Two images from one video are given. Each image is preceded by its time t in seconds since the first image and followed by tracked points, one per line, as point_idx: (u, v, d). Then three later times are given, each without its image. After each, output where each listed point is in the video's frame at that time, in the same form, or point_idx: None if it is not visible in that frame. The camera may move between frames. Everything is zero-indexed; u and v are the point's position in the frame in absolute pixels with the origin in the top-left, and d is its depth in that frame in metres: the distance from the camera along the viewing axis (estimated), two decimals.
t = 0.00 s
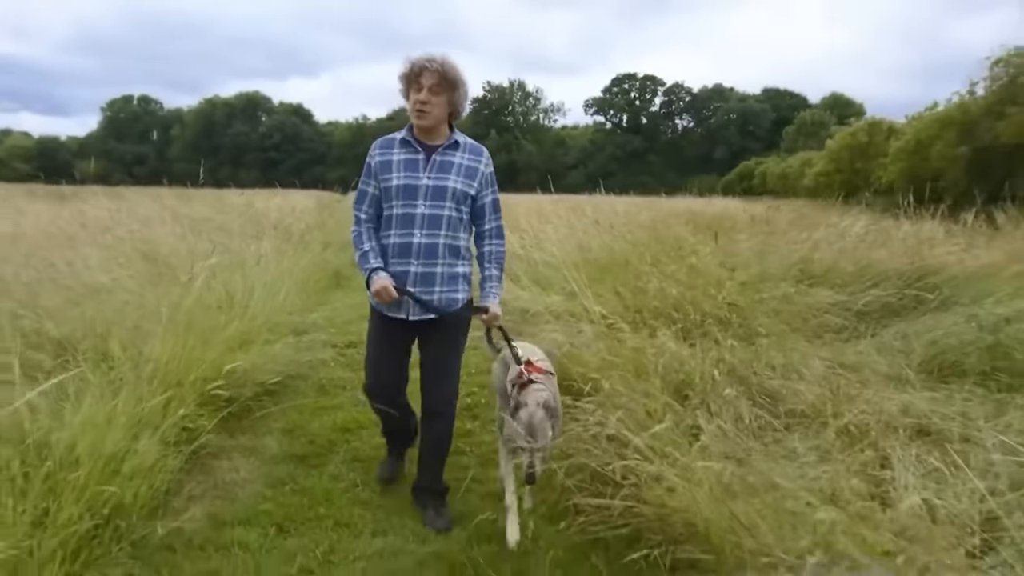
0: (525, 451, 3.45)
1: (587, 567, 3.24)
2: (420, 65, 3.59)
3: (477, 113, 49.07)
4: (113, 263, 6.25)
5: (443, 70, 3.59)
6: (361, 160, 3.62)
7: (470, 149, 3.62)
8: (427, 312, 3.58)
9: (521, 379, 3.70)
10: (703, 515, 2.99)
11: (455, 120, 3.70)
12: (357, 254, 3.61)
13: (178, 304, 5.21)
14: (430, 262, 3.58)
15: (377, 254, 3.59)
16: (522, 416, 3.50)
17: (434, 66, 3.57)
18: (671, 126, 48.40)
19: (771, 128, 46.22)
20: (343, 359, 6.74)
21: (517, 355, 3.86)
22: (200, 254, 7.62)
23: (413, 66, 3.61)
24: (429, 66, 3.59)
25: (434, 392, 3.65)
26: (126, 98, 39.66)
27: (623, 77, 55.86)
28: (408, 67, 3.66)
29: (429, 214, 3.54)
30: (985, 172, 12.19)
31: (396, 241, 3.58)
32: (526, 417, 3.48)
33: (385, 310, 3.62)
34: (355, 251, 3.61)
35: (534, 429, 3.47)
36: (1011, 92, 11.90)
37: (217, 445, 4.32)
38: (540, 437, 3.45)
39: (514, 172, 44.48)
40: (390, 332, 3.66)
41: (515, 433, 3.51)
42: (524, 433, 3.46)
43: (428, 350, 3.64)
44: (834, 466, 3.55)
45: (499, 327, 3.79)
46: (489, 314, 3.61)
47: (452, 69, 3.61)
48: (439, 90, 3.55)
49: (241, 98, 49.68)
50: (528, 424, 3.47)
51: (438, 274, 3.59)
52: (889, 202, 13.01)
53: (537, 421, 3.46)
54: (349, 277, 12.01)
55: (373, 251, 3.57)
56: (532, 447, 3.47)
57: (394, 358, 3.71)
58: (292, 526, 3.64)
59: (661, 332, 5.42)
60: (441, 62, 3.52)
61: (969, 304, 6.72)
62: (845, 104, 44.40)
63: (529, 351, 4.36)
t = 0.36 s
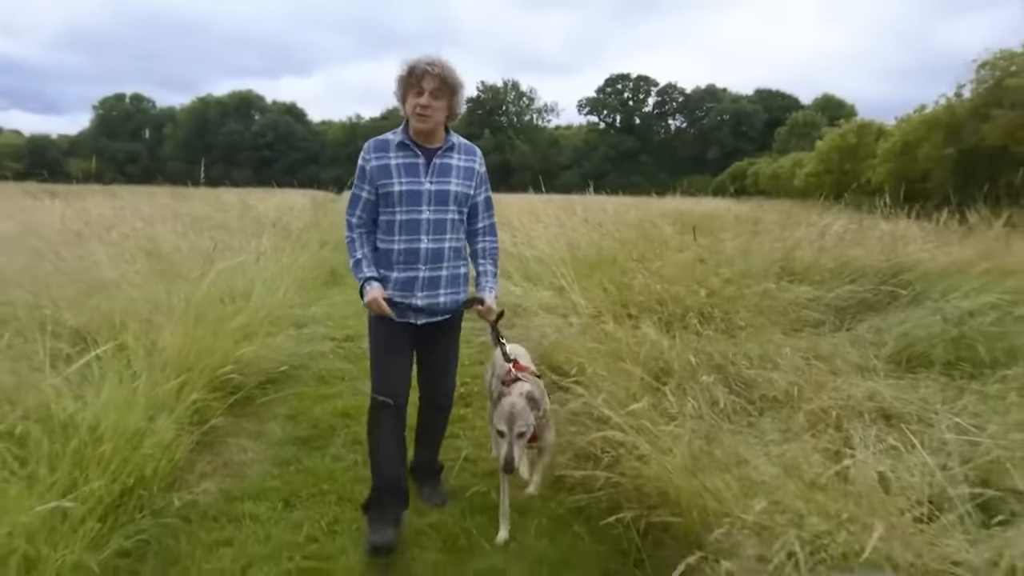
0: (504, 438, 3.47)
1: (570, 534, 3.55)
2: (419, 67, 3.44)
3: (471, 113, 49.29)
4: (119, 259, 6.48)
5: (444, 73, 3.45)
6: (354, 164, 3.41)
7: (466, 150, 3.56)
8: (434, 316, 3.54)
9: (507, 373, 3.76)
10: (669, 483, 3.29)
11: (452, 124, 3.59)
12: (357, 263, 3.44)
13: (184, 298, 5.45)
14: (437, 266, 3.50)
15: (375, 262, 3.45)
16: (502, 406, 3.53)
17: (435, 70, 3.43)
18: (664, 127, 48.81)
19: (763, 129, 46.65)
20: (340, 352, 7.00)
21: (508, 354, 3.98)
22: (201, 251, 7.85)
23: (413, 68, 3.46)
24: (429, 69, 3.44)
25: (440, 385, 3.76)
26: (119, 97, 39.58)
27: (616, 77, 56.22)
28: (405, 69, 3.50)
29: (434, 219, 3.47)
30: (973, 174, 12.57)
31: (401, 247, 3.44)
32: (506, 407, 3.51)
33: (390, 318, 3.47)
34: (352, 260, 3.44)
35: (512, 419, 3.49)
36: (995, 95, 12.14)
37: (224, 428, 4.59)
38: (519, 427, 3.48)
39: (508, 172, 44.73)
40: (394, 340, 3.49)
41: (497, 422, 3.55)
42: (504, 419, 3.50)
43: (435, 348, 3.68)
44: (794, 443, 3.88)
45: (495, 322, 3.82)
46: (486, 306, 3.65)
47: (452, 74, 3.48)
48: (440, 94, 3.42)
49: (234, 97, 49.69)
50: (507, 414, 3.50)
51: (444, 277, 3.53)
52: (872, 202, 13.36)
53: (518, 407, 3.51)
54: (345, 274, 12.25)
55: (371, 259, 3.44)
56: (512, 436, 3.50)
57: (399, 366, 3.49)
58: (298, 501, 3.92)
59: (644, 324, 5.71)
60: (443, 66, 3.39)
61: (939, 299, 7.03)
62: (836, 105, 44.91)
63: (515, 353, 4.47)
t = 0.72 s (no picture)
0: (487, 439, 3.39)
1: (560, 507, 3.86)
2: (399, 56, 3.46)
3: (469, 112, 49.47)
4: (130, 254, 6.72)
5: (422, 63, 3.50)
6: (334, 165, 3.38)
7: (445, 142, 3.59)
8: (434, 312, 3.52)
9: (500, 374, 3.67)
10: (645, 458, 3.58)
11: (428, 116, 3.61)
12: (349, 264, 3.38)
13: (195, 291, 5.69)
14: (429, 261, 3.50)
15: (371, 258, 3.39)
16: (488, 407, 3.45)
17: (414, 59, 3.47)
18: (662, 126, 49.15)
19: (760, 128, 46.88)
20: (343, 342, 7.27)
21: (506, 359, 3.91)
22: (206, 247, 8.09)
23: (391, 57, 3.48)
24: (408, 58, 3.47)
25: (443, 382, 3.74)
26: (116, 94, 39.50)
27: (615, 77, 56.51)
28: (383, 60, 3.52)
29: (422, 213, 3.46)
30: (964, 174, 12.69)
31: (390, 244, 3.44)
32: (491, 408, 3.43)
33: (387, 318, 3.42)
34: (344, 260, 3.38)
35: (497, 420, 3.41)
36: (988, 96, 12.14)
37: (235, 413, 4.85)
38: (504, 428, 3.39)
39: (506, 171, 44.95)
40: (386, 342, 3.44)
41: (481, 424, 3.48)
42: (488, 420, 3.42)
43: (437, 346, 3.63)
44: (765, 423, 4.18)
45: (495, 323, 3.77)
46: (489, 309, 3.60)
47: (430, 64, 3.53)
48: (420, 82, 3.45)
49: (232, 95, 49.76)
50: (493, 414, 3.42)
51: (438, 271, 3.53)
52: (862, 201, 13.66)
53: (501, 407, 3.42)
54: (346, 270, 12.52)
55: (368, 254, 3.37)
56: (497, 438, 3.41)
57: (395, 369, 3.46)
58: (307, 477, 4.19)
59: (634, 315, 5.98)
60: (423, 55, 3.44)
61: (917, 294, 7.30)
62: (833, 105, 45.27)
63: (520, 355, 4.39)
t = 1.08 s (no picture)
0: (505, 436, 3.43)
1: (558, 482, 4.14)
2: (423, 55, 3.38)
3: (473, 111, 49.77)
4: (150, 251, 7.00)
5: (444, 66, 3.42)
6: (341, 158, 3.36)
7: (453, 141, 3.46)
8: (431, 311, 3.37)
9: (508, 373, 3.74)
10: (636, 434, 3.87)
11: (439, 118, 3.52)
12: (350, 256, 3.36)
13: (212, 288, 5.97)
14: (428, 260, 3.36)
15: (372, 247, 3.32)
16: (504, 405, 3.50)
17: (438, 59, 3.39)
18: (666, 124, 49.42)
19: (764, 126, 47.19)
20: (351, 336, 7.54)
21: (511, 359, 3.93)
22: (221, 244, 8.38)
23: (415, 53, 3.41)
24: (432, 58, 3.39)
25: (445, 389, 3.41)
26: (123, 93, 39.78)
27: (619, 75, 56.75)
28: (406, 55, 3.44)
29: (423, 212, 3.36)
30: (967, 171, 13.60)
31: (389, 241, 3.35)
32: (509, 406, 3.48)
33: (384, 313, 3.36)
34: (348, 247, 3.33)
35: (515, 418, 3.46)
36: (990, 94, 13.28)
37: (252, 401, 5.15)
38: (522, 425, 3.44)
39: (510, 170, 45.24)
40: (389, 338, 3.43)
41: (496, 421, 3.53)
42: (505, 417, 3.48)
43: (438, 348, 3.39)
44: (747, 404, 4.49)
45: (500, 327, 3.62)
46: (490, 310, 3.42)
47: (452, 68, 3.45)
48: (439, 84, 3.37)
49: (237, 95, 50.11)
50: (511, 412, 3.47)
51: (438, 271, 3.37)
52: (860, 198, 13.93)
53: (520, 407, 3.48)
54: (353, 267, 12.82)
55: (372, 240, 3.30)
56: (514, 436, 3.45)
57: (398, 367, 3.47)
58: (323, 457, 4.48)
59: (631, 309, 6.25)
60: (447, 58, 3.36)
61: (904, 287, 7.59)
62: (838, 103, 45.50)
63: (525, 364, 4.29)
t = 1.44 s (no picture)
0: (527, 454, 3.38)
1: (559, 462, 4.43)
2: (465, 62, 3.27)
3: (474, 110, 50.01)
4: (167, 249, 7.25)
5: (486, 75, 3.31)
6: (373, 160, 3.30)
7: (487, 154, 3.38)
8: (447, 322, 3.34)
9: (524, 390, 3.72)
10: (630, 416, 4.15)
11: (475, 126, 3.43)
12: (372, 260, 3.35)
13: (225, 288, 6.22)
14: (450, 269, 3.32)
15: (394, 257, 3.31)
16: (524, 422, 3.47)
17: (480, 68, 3.28)
18: (667, 121, 49.66)
19: (765, 123, 47.42)
20: (359, 331, 7.80)
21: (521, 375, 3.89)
22: (232, 243, 8.63)
23: (457, 61, 3.29)
24: (474, 65, 3.28)
25: (462, 403, 3.34)
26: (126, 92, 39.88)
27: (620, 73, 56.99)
28: (448, 60, 3.33)
29: (450, 221, 3.29)
30: (964, 167, 13.97)
31: (414, 247, 3.31)
32: (529, 422, 3.45)
33: (402, 319, 3.38)
34: (370, 255, 3.33)
35: (536, 434, 3.43)
36: (988, 90, 13.74)
37: (266, 390, 5.42)
38: (544, 442, 3.41)
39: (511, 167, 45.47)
40: (406, 343, 3.44)
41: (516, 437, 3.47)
42: (528, 434, 3.43)
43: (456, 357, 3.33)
44: (734, 387, 4.76)
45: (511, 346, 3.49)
46: (501, 330, 3.32)
47: (493, 77, 3.34)
48: (479, 94, 3.27)
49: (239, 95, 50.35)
50: (531, 429, 3.43)
51: (458, 282, 3.33)
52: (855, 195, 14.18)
53: (541, 424, 3.46)
54: (358, 264, 13.08)
55: (392, 254, 3.30)
56: (536, 453, 3.41)
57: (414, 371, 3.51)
58: (337, 441, 4.76)
59: (629, 302, 6.50)
60: (490, 68, 3.25)
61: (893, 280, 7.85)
62: (839, 99, 45.73)
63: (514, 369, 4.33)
